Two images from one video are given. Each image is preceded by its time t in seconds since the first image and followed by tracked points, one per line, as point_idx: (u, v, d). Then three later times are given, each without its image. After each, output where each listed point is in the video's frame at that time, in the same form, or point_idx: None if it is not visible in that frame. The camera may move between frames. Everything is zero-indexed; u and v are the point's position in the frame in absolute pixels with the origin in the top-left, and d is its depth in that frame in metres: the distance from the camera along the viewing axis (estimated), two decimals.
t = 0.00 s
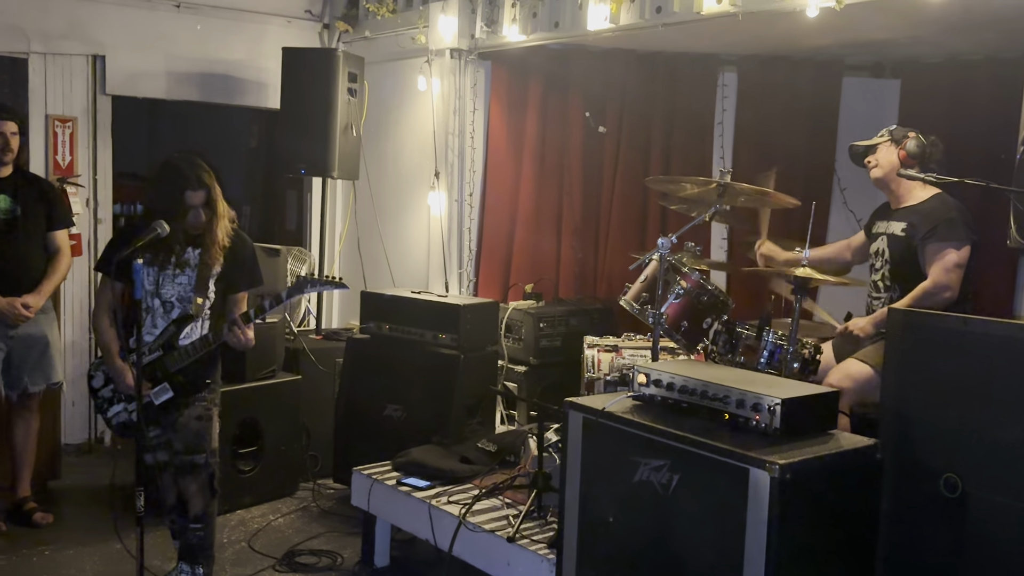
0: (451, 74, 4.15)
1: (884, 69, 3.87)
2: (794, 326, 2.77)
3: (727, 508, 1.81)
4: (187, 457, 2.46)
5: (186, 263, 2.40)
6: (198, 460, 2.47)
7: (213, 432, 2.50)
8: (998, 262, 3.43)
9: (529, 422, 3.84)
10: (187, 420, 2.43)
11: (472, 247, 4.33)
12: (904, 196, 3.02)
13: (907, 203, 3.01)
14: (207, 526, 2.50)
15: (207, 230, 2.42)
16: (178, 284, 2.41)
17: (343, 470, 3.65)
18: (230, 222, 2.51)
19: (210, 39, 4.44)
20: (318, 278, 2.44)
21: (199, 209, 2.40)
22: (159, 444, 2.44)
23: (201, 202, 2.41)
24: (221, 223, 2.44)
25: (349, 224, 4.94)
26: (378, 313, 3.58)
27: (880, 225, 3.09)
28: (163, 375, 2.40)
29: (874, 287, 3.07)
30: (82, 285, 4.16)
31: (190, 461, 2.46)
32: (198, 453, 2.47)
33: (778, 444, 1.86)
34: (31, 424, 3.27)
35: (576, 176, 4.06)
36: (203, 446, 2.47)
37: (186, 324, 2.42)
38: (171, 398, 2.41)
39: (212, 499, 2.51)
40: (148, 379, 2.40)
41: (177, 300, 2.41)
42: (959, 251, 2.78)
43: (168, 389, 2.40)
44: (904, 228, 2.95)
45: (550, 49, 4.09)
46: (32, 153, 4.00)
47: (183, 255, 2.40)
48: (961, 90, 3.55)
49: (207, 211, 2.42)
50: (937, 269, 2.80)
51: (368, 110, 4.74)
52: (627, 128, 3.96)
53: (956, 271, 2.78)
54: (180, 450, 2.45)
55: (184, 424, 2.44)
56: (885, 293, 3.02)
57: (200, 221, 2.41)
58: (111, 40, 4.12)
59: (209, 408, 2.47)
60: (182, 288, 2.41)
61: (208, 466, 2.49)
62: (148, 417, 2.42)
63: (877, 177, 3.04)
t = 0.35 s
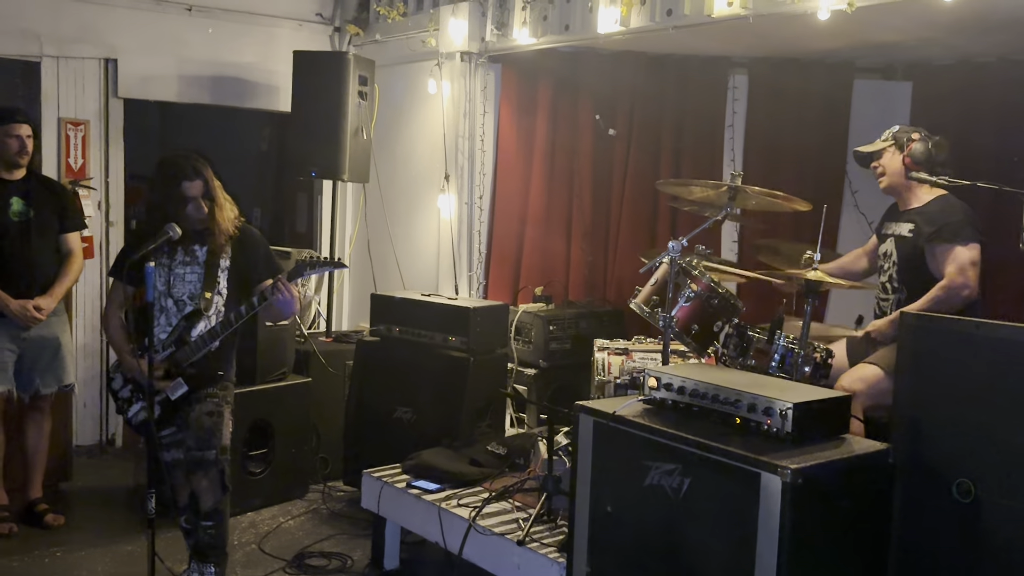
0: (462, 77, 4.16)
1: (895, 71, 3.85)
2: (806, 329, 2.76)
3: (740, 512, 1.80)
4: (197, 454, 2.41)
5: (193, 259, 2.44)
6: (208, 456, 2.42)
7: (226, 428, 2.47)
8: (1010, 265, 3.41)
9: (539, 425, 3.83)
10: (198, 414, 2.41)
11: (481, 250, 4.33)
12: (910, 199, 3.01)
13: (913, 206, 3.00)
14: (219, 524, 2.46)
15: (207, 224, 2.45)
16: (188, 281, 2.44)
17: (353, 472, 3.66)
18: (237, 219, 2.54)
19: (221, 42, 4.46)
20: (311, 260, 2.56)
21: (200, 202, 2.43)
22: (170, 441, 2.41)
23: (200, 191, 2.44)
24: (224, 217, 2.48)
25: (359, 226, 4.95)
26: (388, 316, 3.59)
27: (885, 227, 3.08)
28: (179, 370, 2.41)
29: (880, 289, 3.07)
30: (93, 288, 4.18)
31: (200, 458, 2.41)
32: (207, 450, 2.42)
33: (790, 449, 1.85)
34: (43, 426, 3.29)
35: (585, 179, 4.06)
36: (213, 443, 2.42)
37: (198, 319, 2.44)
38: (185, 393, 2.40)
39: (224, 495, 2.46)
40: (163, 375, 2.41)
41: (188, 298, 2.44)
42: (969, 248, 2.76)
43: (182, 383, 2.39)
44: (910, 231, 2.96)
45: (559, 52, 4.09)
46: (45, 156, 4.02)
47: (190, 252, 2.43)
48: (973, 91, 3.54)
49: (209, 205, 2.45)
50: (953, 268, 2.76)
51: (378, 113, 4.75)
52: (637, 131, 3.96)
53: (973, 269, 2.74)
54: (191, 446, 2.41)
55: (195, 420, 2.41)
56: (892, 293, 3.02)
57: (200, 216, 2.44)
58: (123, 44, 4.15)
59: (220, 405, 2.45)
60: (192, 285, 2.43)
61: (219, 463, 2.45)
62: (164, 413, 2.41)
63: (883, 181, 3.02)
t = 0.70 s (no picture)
0: (483, 85, 4.17)
1: (918, 77, 3.84)
2: (829, 335, 2.75)
3: (766, 519, 1.80)
4: (223, 473, 2.41)
5: (226, 272, 2.48)
6: (235, 477, 2.42)
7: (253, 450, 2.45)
8: None
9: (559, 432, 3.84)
10: (225, 434, 2.40)
11: (502, 257, 4.35)
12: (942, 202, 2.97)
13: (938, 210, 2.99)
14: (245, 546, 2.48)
15: (243, 235, 2.50)
16: (221, 295, 2.47)
17: (375, 478, 3.68)
18: (273, 233, 2.58)
19: (245, 52, 4.52)
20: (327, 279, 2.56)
21: (234, 213, 2.46)
22: (196, 460, 2.42)
23: (234, 203, 2.46)
24: (258, 230, 2.52)
25: (380, 233, 4.99)
26: (410, 322, 3.61)
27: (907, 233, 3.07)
28: (207, 388, 2.42)
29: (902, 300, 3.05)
30: (119, 295, 4.23)
31: (227, 478, 2.41)
32: (234, 470, 2.41)
33: (815, 456, 1.85)
34: (70, 431, 3.33)
35: (606, 186, 4.07)
36: (241, 461, 2.41)
37: (227, 336, 2.44)
38: (212, 411, 2.42)
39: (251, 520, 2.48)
40: (192, 390, 2.42)
41: (219, 313, 2.46)
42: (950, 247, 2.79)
43: (210, 402, 2.41)
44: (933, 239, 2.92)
45: (580, 60, 4.11)
46: (72, 165, 4.08)
47: (222, 265, 2.48)
48: (997, 97, 3.52)
49: (242, 217, 2.49)
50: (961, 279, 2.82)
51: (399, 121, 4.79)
52: (658, 138, 3.96)
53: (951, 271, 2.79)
54: (218, 466, 2.40)
55: (223, 438, 2.41)
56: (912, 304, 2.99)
57: (233, 226, 2.48)
58: (149, 54, 4.21)
59: (248, 424, 2.44)
60: (224, 299, 2.46)
61: (246, 483, 2.44)
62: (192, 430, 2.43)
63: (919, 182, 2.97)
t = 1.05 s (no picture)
0: (489, 89, 4.20)
1: (924, 81, 3.83)
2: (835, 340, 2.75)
3: (770, 524, 1.80)
4: (236, 482, 2.42)
5: (241, 271, 2.39)
6: (247, 485, 2.43)
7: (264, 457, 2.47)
8: None
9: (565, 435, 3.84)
10: (237, 443, 2.40)
11: (508, 260, 4.35)
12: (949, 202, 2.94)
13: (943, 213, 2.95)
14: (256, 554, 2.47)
15: (266, 231, 2.43)
16: (233, 296, 2.39)
17: (381, 481, 3.69)
18: (297, 234, 2.49)
19: (253, 57, 4.54)
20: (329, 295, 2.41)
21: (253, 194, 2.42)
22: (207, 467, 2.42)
23: (258, 185, 2.43)
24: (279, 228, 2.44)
25: (387, 238, 5.00)
26: (416, 326, 3.62)
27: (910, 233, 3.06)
28: (216, 395, 2.37)
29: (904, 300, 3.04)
30: (127, 298, 4.25)
31: (239, 486, 2.43)
32: (247, 479, 2.43)
33: (819, 460, 1.85)
34: (77, 435, 3.35)
35: (612, 191, 4.08)
36: (252, 471, 2.43)
37: (239, 342, 2.39)
38: (223, 417, 2.38)
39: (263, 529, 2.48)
40: (201, 398, 2.38)
41: (231, 315, 2.39)
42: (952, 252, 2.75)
43: (220, 409, 2.37)
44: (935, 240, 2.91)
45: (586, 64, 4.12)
46: (80, 170, 4.11)
47: (239, 263, 2.39)
48: (1004, 101, 3.50)
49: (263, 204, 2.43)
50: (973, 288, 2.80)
51: (406, 126, 4.81)
52: (663, 142, 3.97)
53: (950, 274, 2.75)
54: (230, 473, 2.42)
55: (234, 447, 2.42)
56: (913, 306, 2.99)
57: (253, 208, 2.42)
58: (157, 59, 4.23)
59: (259, 432, 2.44)
60: (236, 300, 2.38)
61: (258, 492, 2.46)
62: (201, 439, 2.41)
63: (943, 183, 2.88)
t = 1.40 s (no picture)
0: (490, 94, 4.20)
1: (926, 86, 3.83)
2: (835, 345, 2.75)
3: (768, 529, 1.79)
4: (227, 487, 2.39)
5: (246, 286, 2.35)
6: (238, 493, 2.40)
7: (257, 464, 2.44)
8: None
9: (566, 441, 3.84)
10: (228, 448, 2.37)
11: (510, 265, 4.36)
12: (949, 217, 2.95)
13: (945, 222, 2.96)
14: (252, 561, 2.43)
15: (269, 258, 2.37)
16: (236, 307, 2.36)
17: (382, 486, 3.68)
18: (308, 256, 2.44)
19: (256, 62, 4.55)
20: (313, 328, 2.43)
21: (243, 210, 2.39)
22: (201, 472, 2.39)
23: (254, 198, 2.39)
24: (284, 245, 2.39)
25: (389, 243, 5.01)
26: (417, 331, 3.62)
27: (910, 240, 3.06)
28: (207, 403, 2.38)
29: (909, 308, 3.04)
30: (129, 303, 4.26)
31: (231, 493, 2.40)
32: (238, 485, 2.40)
33: (817, 466, 1.84)
34: (78, 439, 3.36)
35: (614, 195, 4.08)
36: (242, 477, 2.40)
37: (236, 353, 2.37)
38: (212, 426, 2.38)
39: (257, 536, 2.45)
40: (195, 403, 2.39)
41: (231, 324, 2.37)
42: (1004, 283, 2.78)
43: (210, 417, 2.37)
44: (943, 249, 2.90)
45: (587, 69, 4.13)
46: (83, 174, 4.11)
47: (245, 277, 2.35)
48: (1006, 106, 3.50)
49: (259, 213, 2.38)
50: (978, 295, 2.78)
51: (408, 131, 4.81)
52: (665, 147, 3.97)
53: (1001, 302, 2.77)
54: (224, 479, 2.39)
55: (225, 452, 2.38)
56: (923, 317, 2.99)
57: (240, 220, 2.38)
58: (160, 64, 4.24)
59: (251, 439, 2.42)
60: (239, 311, 2.36)
61: (249, 498, 2.43)
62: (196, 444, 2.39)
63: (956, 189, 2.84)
